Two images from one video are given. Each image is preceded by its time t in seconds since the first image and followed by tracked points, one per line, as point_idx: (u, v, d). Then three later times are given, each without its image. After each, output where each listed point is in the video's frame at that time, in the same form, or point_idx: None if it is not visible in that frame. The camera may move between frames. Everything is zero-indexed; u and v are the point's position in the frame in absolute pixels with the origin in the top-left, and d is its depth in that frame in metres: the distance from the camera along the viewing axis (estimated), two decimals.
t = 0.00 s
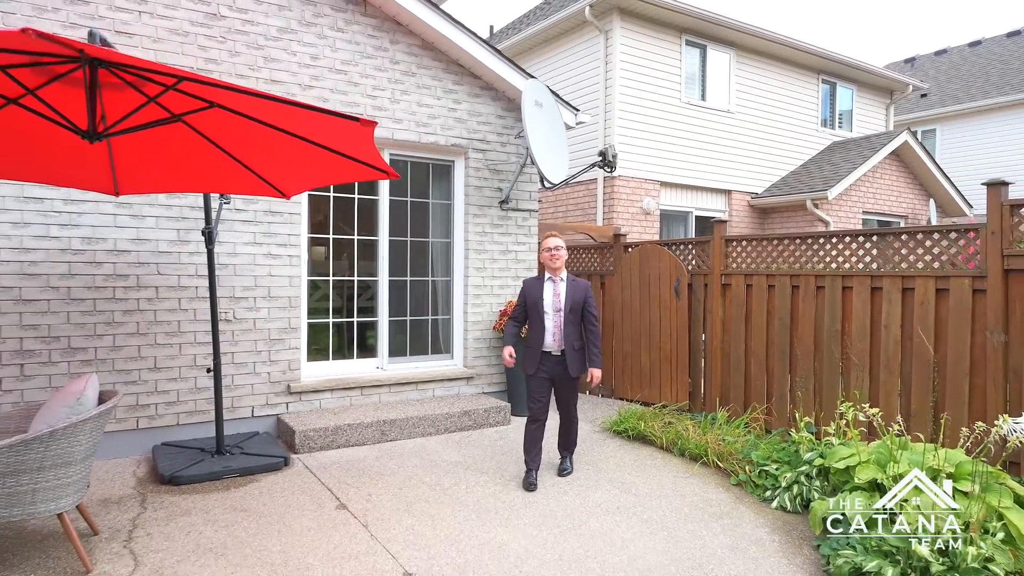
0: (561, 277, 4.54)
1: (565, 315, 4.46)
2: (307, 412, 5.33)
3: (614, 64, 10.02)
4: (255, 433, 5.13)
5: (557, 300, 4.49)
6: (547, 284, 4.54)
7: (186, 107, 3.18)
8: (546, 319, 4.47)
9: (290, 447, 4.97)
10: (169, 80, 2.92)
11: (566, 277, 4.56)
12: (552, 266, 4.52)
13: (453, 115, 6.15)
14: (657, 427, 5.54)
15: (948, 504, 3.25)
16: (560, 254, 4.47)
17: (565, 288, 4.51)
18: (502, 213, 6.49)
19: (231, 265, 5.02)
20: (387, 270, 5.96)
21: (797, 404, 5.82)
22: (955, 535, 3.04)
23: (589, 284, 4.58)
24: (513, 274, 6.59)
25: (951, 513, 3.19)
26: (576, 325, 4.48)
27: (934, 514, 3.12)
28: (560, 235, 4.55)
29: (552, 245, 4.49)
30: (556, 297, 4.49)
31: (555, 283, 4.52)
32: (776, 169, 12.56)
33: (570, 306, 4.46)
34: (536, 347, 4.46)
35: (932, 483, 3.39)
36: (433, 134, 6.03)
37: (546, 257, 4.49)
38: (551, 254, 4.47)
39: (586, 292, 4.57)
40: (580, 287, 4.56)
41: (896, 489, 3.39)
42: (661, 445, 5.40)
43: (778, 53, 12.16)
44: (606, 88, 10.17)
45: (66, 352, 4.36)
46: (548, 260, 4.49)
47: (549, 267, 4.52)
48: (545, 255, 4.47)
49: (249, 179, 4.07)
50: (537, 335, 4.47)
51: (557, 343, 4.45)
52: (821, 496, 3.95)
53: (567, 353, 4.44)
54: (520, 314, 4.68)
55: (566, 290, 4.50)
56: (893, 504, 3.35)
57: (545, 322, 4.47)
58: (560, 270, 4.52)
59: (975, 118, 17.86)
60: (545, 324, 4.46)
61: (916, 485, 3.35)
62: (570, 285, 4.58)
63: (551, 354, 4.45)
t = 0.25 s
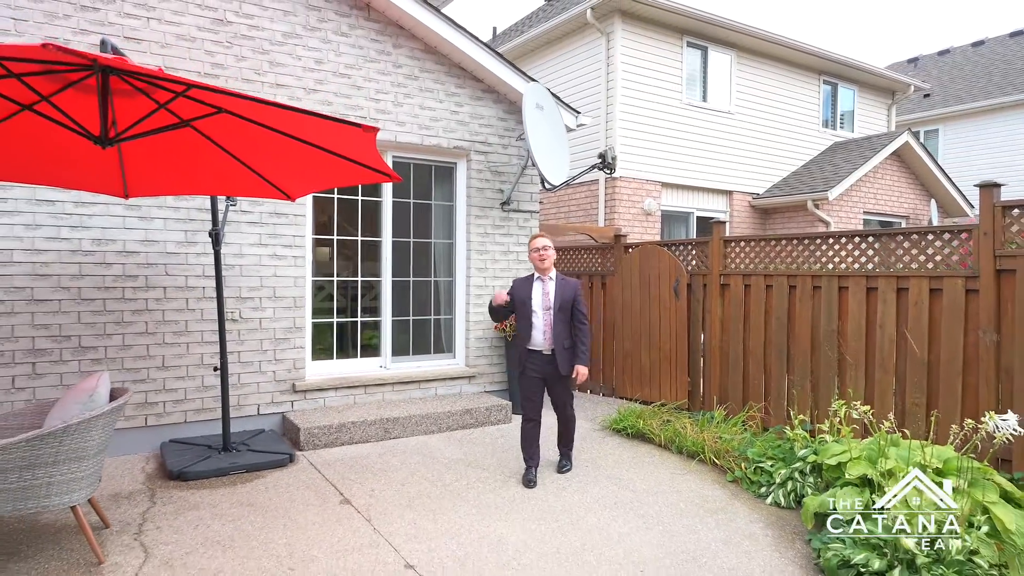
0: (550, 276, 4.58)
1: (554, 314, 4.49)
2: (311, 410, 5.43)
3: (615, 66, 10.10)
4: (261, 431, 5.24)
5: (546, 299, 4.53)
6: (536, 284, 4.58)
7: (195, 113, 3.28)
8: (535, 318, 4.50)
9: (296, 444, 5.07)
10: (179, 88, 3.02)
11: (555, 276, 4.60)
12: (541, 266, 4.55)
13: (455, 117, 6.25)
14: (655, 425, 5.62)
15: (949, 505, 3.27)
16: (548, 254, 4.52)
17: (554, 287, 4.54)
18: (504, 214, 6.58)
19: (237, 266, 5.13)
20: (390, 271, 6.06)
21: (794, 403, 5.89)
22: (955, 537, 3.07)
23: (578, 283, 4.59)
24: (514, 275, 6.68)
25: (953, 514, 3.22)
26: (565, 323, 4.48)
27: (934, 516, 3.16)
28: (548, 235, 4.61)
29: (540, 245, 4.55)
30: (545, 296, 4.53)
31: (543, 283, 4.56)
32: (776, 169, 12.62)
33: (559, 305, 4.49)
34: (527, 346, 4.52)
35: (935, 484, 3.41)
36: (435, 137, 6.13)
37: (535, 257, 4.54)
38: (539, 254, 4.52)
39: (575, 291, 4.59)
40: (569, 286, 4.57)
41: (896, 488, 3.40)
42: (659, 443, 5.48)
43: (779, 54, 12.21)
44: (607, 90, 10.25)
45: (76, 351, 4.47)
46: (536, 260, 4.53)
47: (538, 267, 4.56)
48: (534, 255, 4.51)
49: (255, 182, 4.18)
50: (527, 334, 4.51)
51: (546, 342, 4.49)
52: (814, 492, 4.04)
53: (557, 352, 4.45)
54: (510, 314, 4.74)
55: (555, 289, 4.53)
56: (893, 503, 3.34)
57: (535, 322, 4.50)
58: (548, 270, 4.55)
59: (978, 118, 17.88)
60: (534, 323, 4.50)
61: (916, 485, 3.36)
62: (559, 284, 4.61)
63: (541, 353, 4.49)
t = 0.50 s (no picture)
0: (543, 277, 4.66)
1: (548, 315, 4.56)
2: (316, 408, 5.52)
3: (616, 68, 10.18)
4: (266, 428, 5.33)
5: (540, 300, 4.60)
6: (530, 286, 4.64)
7: (203, 118, 3.37)
8: (530, 319, 4.58)
9: (300, 442, 5.17)
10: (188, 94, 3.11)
11: (549, 277, 4.68)
12: (534, 267, 4.62)
13: (457, 120, 6.33)
14: (654, 423, 5.69)
15: (948, 505, 3.32)
16: (540, 256, 4.58)
17: (548, 288, 4.62)
18: (505, 215, 6.66)
19: (243, 267, 5.23)
20: (393, 271, 6.14)
21: (792, 402, 5.96)
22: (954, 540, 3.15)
23: (572, 283, 4.67)
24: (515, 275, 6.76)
25: (952, 515, 3.28)
26: (560, 324, 4.56)
27: (933, 517, 3.22)
28: (540, 237, 4.65)
29: (532, 247, 4.59)
30: (539, 297, 4.60)
31: (537, 284, 4.64)
32: (777, 170, 12.68)
33: (554, 306, 4.56)
34: (523, 346, 4.60)
35: (934, 483, 3.44)
36: (438, 139, 6.21)
37: (527, 259, 4.60)
38: (531, 256, 4.57)
39: (569, 291, 4.66)
40: (563, 287, 4.65)
41: (895, 488, 3.43)
42: (658, 441, 5.55)
43: (780, 55, 12.26)
44: (608, 91, 10.33)
45: (86, 350, 4.57)
46: (529, 262, 4.59)
47: (531, 268, 4.63)
48: (526, 257, 4.57)
49: (262, 185, 4.28)
50: (521, 334, 4.59)
51: (541, 343, 4.56)
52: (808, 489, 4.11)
53: (552, 352, 4.53)
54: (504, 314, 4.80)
55: (549, 290, 4.60)
56: (893, 503, 3.35)
57: (529, 323, 4.58)
58: (541, 271, 4.62)
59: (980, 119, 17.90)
60: (529, 324, 4.58)
61: (916, 486, 3.40)
62: (553, 285, 4.68)
63: (536, 353, 4.57)
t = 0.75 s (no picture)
0: (543, 278, 4.73)
1: (548, 316, 4.62)
2: (320, 406, 5.61)
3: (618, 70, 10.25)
4: (271, 426, 5.43)
5: (540, 301, 4.68)
6: (530, 287, 4.72)
7: (210, 123, 3.46)
8: (530, 320, 4.66)
9: (304, 440, 5.25)
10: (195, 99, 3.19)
11: (548, 278, 4.75)
12: (534, 268, 4.69)
13: (459, 123, 6.41)
14: (654, 422, 5.77)
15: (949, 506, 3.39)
16: (539, 257, 4.65)
17: (548, 289, 4.69)
18: (507, 216, 6.74)
19: (248, 267, 5.32)
20: (395, 272, 6.23)
21: (790, 401, 6.02)
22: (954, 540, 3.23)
23: (572, 284, 4.72)
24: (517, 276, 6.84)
25: (952, 515, 3.36)
26: (560, 324, 4.62)
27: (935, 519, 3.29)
28: (540, 238, 4.72)
29: (532, 248, 4.66)
30: (539, 298, 4.68)
31: (537, 285, 4.71)
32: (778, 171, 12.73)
33: (554, 307, 4.61)
34: (523, 347, 4.67)
35: (933, 483, 3.49)
36: (440, 141, 6.30)
37: (527, 260, 4.67)
38: (531, 257, 4.64)
39: (569, 292, 4.71)
40: (563, 288, 4.70)
41: (896, 488, 3.48)
42: (657, 439, 5.62)
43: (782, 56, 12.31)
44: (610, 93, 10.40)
45: (95, 349, 4.66)
46: (529, 263, 4.66)
47: (530, 269, 4.70)
48: (526, 258, 4.64)
49: (267, 188, 4.38)
50: (522, 335, 4.66)
51: (542, 343, 4.63)
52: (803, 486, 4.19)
53: (552, 353, 4.59)
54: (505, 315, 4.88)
55: (549, 291, 4.67)
56: (893, 503, 3.39)
57: (530, 323, 4.66)
58: (541, 272, 4.69)
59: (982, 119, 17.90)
60: (529, 325, 4.66)
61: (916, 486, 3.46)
62: (553, 286, 4.74)
63: (536, 354, 4.64)
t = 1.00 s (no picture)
0: (545, 279, 4.79)
1: (550, 315, 4.70)
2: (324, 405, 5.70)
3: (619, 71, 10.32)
4: (276, 425, 5.51)
5: (543, 301, 4.75)
6: (532, 287, 4.80)
7: (218, 128, 3.54)
8: (532, 320, 4.74)
9: (309, 438, 5.34)
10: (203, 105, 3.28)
11: (550, 278, 4.81)
12: (536, 268, 4.76)
13: (461, 125, 6.50)
14: (653, 421, 5.84)
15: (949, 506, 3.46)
16: (541, 258, 4.72)
17: (550, 289, 4.76)
18: (508, 218, 6.82)
19: (254, 268, 5.41)
20: (398, 272, 6.31)
21: (787, 400, 6.09)
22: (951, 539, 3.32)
23: (574, 285, 4.80)
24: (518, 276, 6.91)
25: (951, 515, 3.43)
26: (562, 324, 4.70)
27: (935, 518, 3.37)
28: (543, 240, 4.79)
29: (534, 249, 4.74)
30: (542, 298, 4.75)
31: (539, 285, 4.78)
32: (779, 172, 12.79)
33: (555, 307, 4.69)
34: (526, 346, 4.74)
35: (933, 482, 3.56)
36: (442, 144, 6.38)
37: (529, 260, 4.74)
38: (533, 258, 4.71)
39: (570, 292, 4.79)
40: (564, 288, 4.77)
41: (896, 488, 3.54)
42: (657, 438, 5.69)
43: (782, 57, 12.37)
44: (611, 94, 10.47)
45: (104, 348, 4.75)
46: (530, 263, 4.73)
47: (532, 270, 4.76)
48: (528, 259, 4.71)
49: (274, 192, 4.47)
50: (524, 335, 4.73)
51: (544, 343, 4.70)
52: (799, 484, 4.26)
53: (554, 352, 4.67)
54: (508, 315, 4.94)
55: (551, 291, 4.74)
56: (894, 504, 3.47)
57: (532, 323, 4.74)
58: (542, 273, 4.76)
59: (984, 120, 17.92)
60: (532, 325, 4.74)
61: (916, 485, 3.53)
62: (555, 286, 4.81)
63: (538, 353, 4.71)
